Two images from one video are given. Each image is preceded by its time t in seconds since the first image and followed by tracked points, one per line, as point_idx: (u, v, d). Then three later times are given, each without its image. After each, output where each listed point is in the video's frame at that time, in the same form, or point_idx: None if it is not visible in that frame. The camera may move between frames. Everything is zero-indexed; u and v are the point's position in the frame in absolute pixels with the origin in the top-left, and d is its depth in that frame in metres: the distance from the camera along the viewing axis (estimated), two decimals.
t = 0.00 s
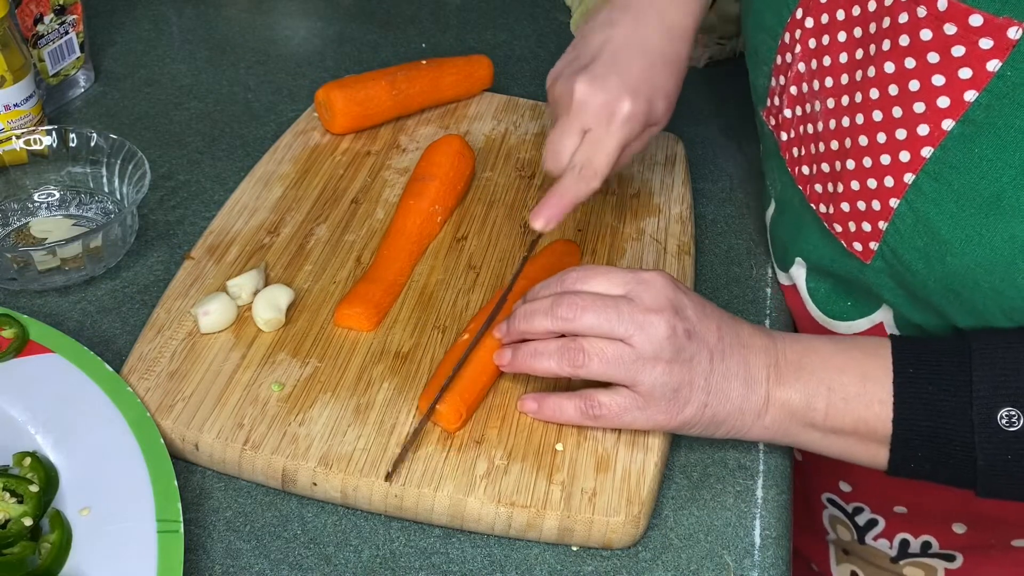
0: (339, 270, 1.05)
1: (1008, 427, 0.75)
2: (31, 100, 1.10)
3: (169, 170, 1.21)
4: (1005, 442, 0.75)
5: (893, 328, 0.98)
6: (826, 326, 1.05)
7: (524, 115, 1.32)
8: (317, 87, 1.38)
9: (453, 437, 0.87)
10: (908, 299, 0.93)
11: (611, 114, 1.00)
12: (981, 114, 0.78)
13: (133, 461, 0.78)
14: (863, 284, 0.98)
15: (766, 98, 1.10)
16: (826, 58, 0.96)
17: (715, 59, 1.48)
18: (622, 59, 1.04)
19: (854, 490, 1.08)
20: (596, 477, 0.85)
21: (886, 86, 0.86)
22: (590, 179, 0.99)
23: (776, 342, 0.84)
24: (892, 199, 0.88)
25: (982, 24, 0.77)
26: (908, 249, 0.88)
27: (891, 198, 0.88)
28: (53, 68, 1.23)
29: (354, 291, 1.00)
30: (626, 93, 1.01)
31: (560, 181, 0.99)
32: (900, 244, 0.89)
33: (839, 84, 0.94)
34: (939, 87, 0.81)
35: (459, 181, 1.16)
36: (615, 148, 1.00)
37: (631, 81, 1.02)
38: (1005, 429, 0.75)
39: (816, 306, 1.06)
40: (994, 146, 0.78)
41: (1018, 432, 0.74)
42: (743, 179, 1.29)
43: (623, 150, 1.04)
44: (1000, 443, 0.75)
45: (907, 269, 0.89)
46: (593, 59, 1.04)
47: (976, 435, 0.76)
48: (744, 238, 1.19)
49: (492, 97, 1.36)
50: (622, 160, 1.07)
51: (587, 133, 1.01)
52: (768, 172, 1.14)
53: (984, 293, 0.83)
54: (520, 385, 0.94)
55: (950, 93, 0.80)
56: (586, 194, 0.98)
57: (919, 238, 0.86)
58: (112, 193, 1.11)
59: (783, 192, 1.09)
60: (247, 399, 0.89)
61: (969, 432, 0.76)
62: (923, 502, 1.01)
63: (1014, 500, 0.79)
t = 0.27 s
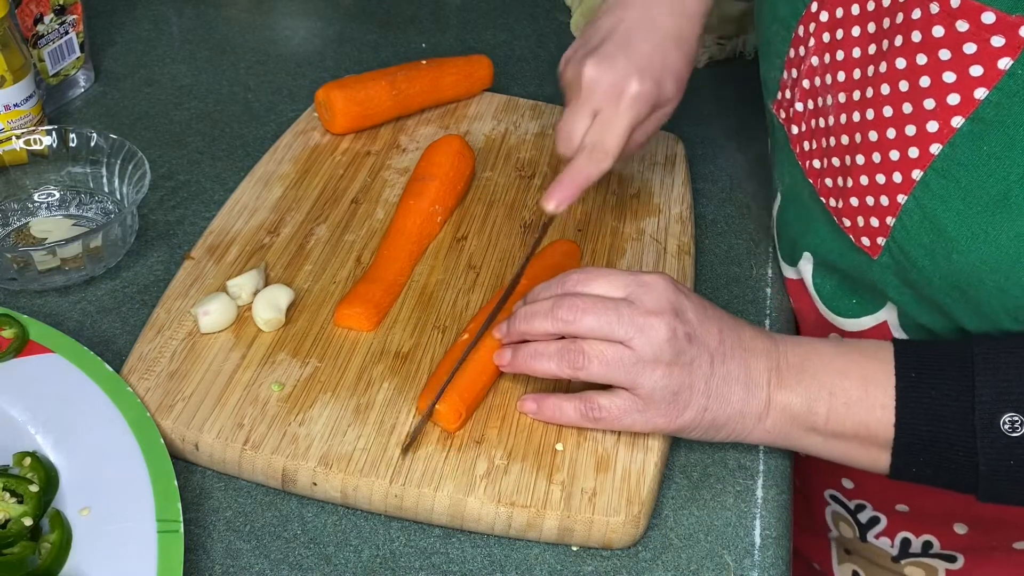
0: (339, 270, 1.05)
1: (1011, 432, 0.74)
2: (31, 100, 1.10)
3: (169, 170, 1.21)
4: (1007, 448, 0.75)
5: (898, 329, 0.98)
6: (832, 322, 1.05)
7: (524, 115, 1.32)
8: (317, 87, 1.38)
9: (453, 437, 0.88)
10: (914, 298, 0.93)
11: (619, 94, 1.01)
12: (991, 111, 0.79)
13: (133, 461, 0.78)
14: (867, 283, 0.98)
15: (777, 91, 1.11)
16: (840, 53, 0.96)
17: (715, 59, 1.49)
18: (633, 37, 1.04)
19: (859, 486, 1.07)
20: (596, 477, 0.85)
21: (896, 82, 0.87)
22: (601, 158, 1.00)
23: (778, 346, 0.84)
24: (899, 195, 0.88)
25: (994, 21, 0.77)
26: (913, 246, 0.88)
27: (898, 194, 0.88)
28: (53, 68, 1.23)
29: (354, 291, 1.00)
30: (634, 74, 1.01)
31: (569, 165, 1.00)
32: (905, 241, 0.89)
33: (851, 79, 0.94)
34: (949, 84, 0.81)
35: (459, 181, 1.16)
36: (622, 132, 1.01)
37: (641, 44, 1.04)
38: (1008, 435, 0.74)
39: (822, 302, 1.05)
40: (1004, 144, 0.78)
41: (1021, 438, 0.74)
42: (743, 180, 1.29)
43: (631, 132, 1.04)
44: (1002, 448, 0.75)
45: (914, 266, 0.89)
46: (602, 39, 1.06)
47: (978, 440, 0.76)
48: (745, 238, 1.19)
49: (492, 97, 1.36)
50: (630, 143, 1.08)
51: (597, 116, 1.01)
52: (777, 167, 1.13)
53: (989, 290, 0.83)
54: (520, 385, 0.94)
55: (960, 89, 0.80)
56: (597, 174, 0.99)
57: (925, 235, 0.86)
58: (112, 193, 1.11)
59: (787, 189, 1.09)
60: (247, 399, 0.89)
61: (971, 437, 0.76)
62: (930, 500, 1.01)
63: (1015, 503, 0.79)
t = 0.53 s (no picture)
0: (339, 270, 1.05)
1: (1013, 437, 0.74)
2: (31, 100, 1.10)
3: (169, 170, 1.21)
4: (1009, 453, 0.74)
5: (909, 327, 0.98)
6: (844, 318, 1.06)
7: (524, 115, 1.32)
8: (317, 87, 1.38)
9: (453, 437, 0.87)
10: (922, 294, 0.93)
11: (634, 82, 1.01)
12: (997, 108, 0.79)
13: (133, 461, 0.78)
14: (875, 277, 0.99)
15: (789, 85, 1.12)
16: (852, 49, 0.97)
17: (715, 59, 1.49)
18: (648, 29, 1.05)
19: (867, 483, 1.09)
20: (596, 477, 0.85)
21: (905, 78, 0.87)
22: (617, 145, 0.99)
23: (779, 348, 0.84)
24: (907, 191, 0.89)
25: (1003, 18, 0.78)
26: (920, 241, 0.89)
27: (906, 190, 0.89)
28: (53, 68, 1.23)
29: (355, 291, 1.00)
30: (647, 63, 1.02)
31: (585, 154, 0.99)
32: (912, 236, 0.89)
33: (862, 75, 0.94)
34: (958, 80, 0.82)
35: (459, 181, 1.16)
36: (640, 116, 1.00)
37: (653, 47, 1.04)
38: (1009, 440, 0.74)
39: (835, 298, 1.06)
40: (1010, 141, 0.78)
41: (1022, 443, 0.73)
42: (743, 180, 1.29)
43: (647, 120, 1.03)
44: (1004, 453, 0.74)
45: (920, 261, 0.90)
46: (619, 32, 1.07)
47: (979, 445, 0.75)
48: (745, 238, 1.19)
49: (492, 97, 1.36)
50: (648, 131, 1.08)
51: (614, 104, 1.01)
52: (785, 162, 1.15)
53: (994, 289, 0.83)
54: (520, 385, 0.94)
55: (968, 86, 0.81)
56: (614, 160, 0.98)
57: (931, 231, 0.87)
58: (112, 193, 1.11)
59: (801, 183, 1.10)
60: (247, 399, 0.89)
61: (972, 442, 0.76)
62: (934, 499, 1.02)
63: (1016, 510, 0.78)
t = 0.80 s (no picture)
0: (339, 270, 1.05)
1: (1012, 443, 0.74)
2: (31, 100, 1.10)
3: (169, 170, 1.21)
4: (1008, 458, 0.74)
5: (919, 331, 0.97)
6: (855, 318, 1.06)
7: (524, 115, 1.32)
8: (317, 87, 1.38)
9: (453, 437, 0.87)
10: (927, 295, 0.93)
11: (647, 78, 1.01)
12: (1003, 115, 0.80)
13: (133, 461, 0.78)
14: (886, 281, 0.99)
15: (804, 88, 1.13)
16: (864, 53, 0.98)
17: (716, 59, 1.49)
18: (661, 27, 1.05)
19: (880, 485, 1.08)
20: (596, 477, 0.85)
21: (914, 84, 0.88)
22: (629, 139, 1.00)
23: (779, 350, 0.83)
24: (914, 196, 0.89)
25: (1009, 27, 0.78)
26: (926, 247, 0.89)
27: (913, 195, 0.90)
28: (53, 68, 1.23)
29: (354, 291, 1.00)
30: (659, 59, 1.02)
31: (596, 147, 1.01)
32: (918, 241, 0.90)
33: (872, 80, 0.96)
34: (964, 88, 0.82)
35: (459, 181, 1.16)
36: (652, 112, 1.01)
37: (669, 45, 1.04)
38: (1009, 445, 0.74)
39: (846, 299, 1.06)
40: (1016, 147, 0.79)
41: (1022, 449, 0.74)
42: (743, 180, 1.28)
43: (659, 116, 1.04)
44: (1003, 458, 0.75)
45: (927, 266, 0.90)
46: (634, 28, 1.07)
47: (979, 450, 0.76)
48: (745, 238, 1.19)
49: (492, 97, 1.36)
50: (661, 126, 1.08)
51: (627, 99, 1.02)
52: (800, 166, 1.15)
53: (1001, 296, 0.83)
54: (520, 385, 0.94)
55: (975, 93, 0.82)
56: (624, 156, 1.00)
57: (936, 237, 0.87)
58: (112, 193, 1.11)
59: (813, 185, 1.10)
60: (247, 399, 0.89)
61: (971, 446, 0.76)
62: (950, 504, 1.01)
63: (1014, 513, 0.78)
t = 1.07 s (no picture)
0: (339, 270, 1.05)
1: (1012, 443, 0.74)
2: (31, 100, 1.10)
3: (169, 170, 1.21)
4: (1009, 459, 0.74)
5: (920, 327, 0.98)
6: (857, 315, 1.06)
7: (524, 115, 1.32)
8: (317, 87, 1.38)
9: (453, 437, 0.87)
10: (930, 294, 0.93)
11: (654, 78, 1.05)
12: (1007, 113, 0.80)
13: (133, 461, 0.78)
14: (890, 277, 0.99)
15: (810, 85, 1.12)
16: (872, 51, 0.98)
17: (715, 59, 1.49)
18: (672, 27, 1.09)
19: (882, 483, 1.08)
20: (596, 477, 0.85)
21: (920, 81, 0.88)
22: (637, 138, 1.04)
23: (779, 350, 0.83)
24: (918, 193, 0.89)
25: (1014, 25, 0.78)
26: (929, 244, 0.89)
27: (917, 191, 0.90)
28: (53, 68, 1.23)
29: (355, 292, 1.00)
30: (667, 59, 1.06)
31: (606, 145, 1.05)
32: (921, 237, 0.90)
33: (879, 78, 0.96)
34: (970, 85, 0.83)
35: (459, 180, 1.16)
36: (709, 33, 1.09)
37: (676, 45, 1.08)
38: (1009, 445, 0.74)
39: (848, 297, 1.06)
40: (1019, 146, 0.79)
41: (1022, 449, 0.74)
42: (743, 180, 1.28)
43: (667, 114, 1.08)
44: (1003, 459, 0.75)
45: (928, 264, 0.91)
46: (646, 28, 1.10)
47: (979, 449, 0.76)
48: (745, 238, 1.19)
49: (492, 96, 1.36)
50: (662, 132, 1.12)
51: (635, 99, 1.06)
52: (802, 163, 1.15)
53: (1000, 293, 0.83)
54: (520, 385, 0.94)
55: (980, 91, 0.82)
56: (632, 154, 1.03)
57: (939, 233, 0.88)
58: (112, 193, 1.11)
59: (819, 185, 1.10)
60: (247, 399, 0.89)
61: (971, 447, 0.76)
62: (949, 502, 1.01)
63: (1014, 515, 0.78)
